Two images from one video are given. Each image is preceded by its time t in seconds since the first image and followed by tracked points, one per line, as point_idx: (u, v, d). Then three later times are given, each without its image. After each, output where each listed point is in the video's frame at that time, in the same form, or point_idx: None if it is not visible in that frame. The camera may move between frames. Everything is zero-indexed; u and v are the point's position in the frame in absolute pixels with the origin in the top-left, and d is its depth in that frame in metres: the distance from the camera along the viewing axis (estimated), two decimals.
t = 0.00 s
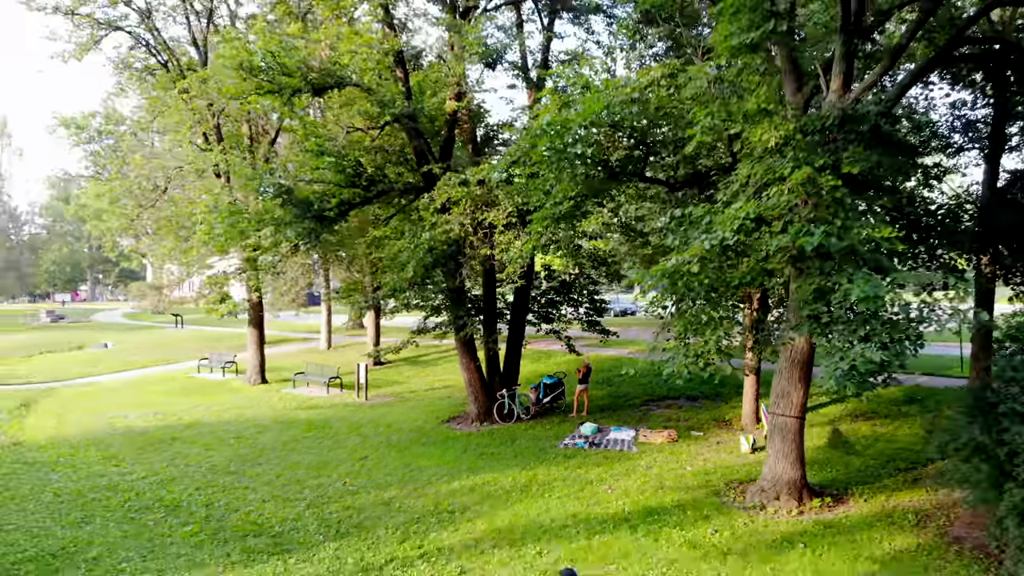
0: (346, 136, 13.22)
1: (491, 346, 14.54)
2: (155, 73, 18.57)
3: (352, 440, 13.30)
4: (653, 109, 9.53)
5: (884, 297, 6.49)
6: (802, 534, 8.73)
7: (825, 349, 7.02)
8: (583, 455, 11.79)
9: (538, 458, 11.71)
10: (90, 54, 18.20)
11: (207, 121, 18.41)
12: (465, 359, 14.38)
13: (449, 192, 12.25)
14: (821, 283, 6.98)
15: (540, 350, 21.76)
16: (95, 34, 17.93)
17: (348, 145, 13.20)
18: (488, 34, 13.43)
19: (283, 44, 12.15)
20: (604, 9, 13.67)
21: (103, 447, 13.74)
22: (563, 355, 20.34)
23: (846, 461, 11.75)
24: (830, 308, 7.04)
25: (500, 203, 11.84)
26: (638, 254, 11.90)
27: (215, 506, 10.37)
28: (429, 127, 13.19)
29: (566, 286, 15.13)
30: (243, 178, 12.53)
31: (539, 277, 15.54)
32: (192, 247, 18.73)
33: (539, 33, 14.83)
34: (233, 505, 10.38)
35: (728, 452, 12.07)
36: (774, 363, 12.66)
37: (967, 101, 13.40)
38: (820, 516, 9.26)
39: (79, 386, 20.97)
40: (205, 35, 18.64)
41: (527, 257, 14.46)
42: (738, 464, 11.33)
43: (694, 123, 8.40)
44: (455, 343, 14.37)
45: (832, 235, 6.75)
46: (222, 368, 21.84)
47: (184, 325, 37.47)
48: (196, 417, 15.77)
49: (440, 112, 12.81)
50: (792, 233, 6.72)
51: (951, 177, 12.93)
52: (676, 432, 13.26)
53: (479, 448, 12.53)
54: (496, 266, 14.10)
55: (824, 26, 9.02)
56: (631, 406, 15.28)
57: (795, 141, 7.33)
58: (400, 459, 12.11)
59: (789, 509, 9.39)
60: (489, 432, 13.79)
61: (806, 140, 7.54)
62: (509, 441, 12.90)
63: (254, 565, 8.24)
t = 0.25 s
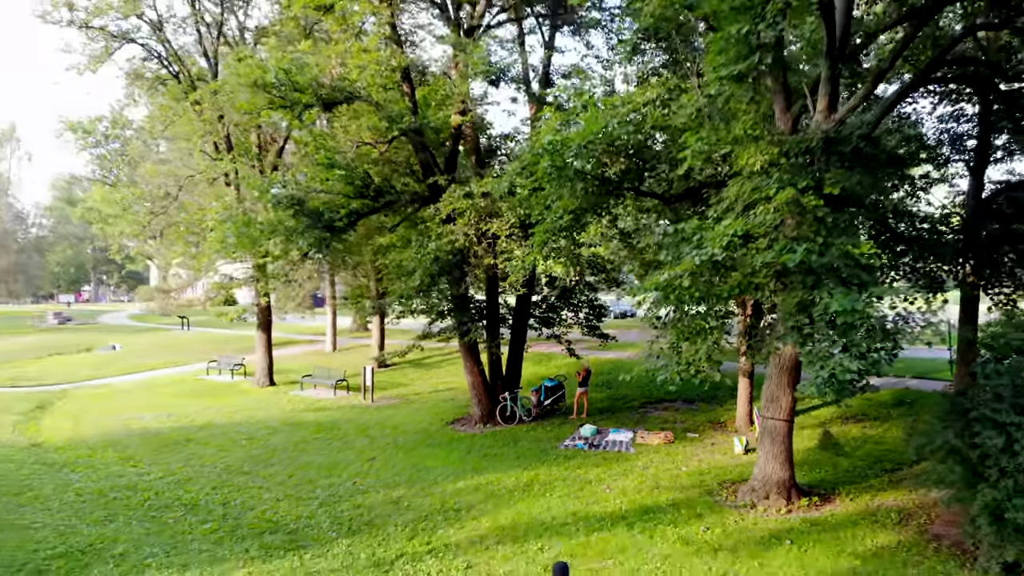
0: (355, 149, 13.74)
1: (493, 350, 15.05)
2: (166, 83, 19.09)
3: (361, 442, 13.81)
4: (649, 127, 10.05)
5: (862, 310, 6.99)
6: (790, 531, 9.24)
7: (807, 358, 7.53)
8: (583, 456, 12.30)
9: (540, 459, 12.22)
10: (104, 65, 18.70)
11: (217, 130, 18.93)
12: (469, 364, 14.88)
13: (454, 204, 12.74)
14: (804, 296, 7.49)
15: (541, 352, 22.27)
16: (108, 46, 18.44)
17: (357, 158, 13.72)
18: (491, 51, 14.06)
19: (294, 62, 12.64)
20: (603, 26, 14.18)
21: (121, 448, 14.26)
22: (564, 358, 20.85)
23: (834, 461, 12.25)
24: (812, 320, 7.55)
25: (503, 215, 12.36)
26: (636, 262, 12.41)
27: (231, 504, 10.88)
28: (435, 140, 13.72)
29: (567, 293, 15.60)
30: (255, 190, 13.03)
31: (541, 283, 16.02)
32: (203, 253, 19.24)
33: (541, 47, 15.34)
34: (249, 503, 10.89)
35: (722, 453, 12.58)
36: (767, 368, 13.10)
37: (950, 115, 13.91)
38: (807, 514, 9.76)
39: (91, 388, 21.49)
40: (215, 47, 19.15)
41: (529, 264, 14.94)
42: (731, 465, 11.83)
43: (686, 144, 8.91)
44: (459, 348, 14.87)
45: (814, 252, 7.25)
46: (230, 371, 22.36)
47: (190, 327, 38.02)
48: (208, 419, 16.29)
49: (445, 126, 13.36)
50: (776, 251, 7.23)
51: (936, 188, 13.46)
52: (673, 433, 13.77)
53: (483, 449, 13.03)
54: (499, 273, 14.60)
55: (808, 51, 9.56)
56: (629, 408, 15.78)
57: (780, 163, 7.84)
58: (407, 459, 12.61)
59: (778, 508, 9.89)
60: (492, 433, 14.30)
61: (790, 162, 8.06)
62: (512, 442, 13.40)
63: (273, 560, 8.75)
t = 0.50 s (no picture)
0: (363, 161, 14.21)
1: (495, 353, 15.47)
2: (176, 92, 19.53)
3: (367, 444, 14.26)
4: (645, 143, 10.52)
5: (844, 321, 7.42)
6: (780, 529, 9.68)
7: (794, 365, 7.97)
8: (582, 457, 12.76)
9: (541, 460, 12.67)
10: (115, 75, 19.15)
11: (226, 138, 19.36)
12: (472, 366, 15.32)
13: (458, 213, 13.18)
14: (791, 307, 7.95)
15: (542, 355, 22.72)
16: (120, 56, 18.88)
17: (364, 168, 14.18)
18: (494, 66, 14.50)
19: (304, 76, 13.07)
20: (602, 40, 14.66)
21: (134, 449, 14.72)
22: (565, 360, 21.30)
23: (826, 462, 12.69)
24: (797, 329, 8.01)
25: (506, 224, 12.81)
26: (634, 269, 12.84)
27: (244, 504, 11.32)
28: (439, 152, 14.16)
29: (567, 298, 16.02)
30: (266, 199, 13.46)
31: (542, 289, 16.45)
32: (211, 258, 19.70)
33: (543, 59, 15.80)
34: (262, 502, 11.33)
35: (717, 454, 13.02)
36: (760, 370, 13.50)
37: (939, 126, 14.26)
38: (797, 512, 10.19)
39: (101, 390, 21.95)
40: (224, 56, 19.58)
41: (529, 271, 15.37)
42: (725, 465, 12.27)
43: (680, 160, 9.37)
44: (462, 350, 15.31)
45: (800, 266, 7.70)
46: (237, 372, 22.83)
47: (196, 328, 38.52)
48: (218, 420, 16.75)
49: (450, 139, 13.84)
50: (764, 264, 7.67)
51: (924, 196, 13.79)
52: (669, 434, 14.22)
53: (486, 450, 13.48)
54: (501, 279, 15.03)
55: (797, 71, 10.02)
56: (628, 410, 16.23)
57: (769, 181, 8.28)
58: (413, 460, 13.05)
59: (769, 507, 10.33)
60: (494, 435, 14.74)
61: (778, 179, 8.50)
62: (513, 443, 13.86)
63: (287, 556, 9.19)
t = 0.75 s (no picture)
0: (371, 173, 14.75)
1: (498, 357, 15.97)
2: (187, 103, 20.04)
3: (374, 446, 14.77)
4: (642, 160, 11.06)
5: (826, 332, 7.93)
6: (769, 528, 10.18)
7: (780, 373, 8.48)
8: (582, 459, 13.28)
9: (542, 461, 13.19)
10: (127, 87, 19.65)
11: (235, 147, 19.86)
12: (475, 371, 15.84)
13: (463, 224, 13.70)
14: (777, 318, 8.47)
15: (543, 357, 23.25)
16: (132, 68, 19.39)
17: (371, 180, 14.70)
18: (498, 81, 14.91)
19: (314, 92, 13.58)
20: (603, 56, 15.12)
21: (149, 451, 15.25)
22: (565, 363, 21.83)
23: (816, 463, 13.21)
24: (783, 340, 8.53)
25: (508, 234, 13.31)
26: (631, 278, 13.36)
27: (258, 503, 11.84)
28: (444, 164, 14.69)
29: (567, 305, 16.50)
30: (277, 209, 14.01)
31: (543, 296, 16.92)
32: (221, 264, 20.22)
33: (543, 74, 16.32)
34: (276, 502, 11.85)
35: (711, 455, 13.53)
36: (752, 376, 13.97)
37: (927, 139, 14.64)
38: (786, 512, 10.70)
39: (112, 392, 22.47)
40: (233, 68, 20.08)
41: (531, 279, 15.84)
42: (719, 466, 12.79)
43: (674, 178, 9.89)
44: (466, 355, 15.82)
45: (785, 280, 8.21)
46: (245, 375, 23.36)
47: (202, 331, 39.04)
48: (229, 423, 17.27)
49: (453, 153, 14.36)
50: (751, 279, 8.19)
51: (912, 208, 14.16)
52: (666, 436, 14.74)
53: (489, 452, 14.00)
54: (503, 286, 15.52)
55: (785, 92, 10.45)
56: (626, 412, 16.74)
57: (756, 199, 8.79)
58: (419, 462, 13.56)
59: (759, 506, 10.83)
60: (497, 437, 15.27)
61: (765, 198, 9.02)
62: (515, 445, 14.38)
63: (301, 553, 9.70)
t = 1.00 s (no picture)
0: (377, 183, 15.21)
1: (500, 361, 16.41)
2: (195, 112, 20.49)
3: (380, 447, 15.22)
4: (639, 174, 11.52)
5: (813, 341, 8.37)
6: (761, 527, 10.63)
7: (770, 380, 8.93)
8: (582, 460, 13.73)
9: (543, 463, 13.64)
10: (137, 96, 20.10)
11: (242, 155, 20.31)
12: (478, 374, 16.28)
13: (466, 233, 14.15)
14: (766, 328, 8.92)
15: (544, 360, 23.70)
16: (143, 78, 19.84)
17: (377, 190, 15.14)
18: (499, 93, 15.31)
19: (322, 105, 14.02)
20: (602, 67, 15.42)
21: (161, 452, 15.70)
22: (565, 366, 22.28)
23: (808, 464, 13.65)
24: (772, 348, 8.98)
25: (511, 243, 13.75)
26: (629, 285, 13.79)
27: (270, 503, 12.29)
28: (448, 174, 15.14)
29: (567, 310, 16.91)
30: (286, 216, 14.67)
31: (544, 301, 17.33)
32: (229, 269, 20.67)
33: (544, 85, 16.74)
34: (287, 501, 12.30)
35: (707, 457, 13.98)
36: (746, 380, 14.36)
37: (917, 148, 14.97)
38: (777, 512, 11.13)
39: (121, 394, 22.91)
40: (241, 78, 20.53)
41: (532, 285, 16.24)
42: (714, 468, 13.23)
43: (669, 192, 10.33)
44: (469, 359, 16.26)
45: (774, 292, 8.67)
46: (252, 377, 23.81)
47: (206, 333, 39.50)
48: (238, 425, 17.72)
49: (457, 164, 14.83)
50: (742, 291, 8.64)
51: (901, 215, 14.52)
52: (664, 438, 15.18)
53: (492, 453, 14.45)
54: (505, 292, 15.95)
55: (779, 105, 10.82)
56: (625, 415, 17.19)
57: (747, 214, 9.23)
58: (424, 463, 14.01)
59: (752, 507, 11.27)
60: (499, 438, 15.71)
61: (755, 212, 9.45)
62: (517, 447, 14.83)
63: (314, 550, 10.15)
